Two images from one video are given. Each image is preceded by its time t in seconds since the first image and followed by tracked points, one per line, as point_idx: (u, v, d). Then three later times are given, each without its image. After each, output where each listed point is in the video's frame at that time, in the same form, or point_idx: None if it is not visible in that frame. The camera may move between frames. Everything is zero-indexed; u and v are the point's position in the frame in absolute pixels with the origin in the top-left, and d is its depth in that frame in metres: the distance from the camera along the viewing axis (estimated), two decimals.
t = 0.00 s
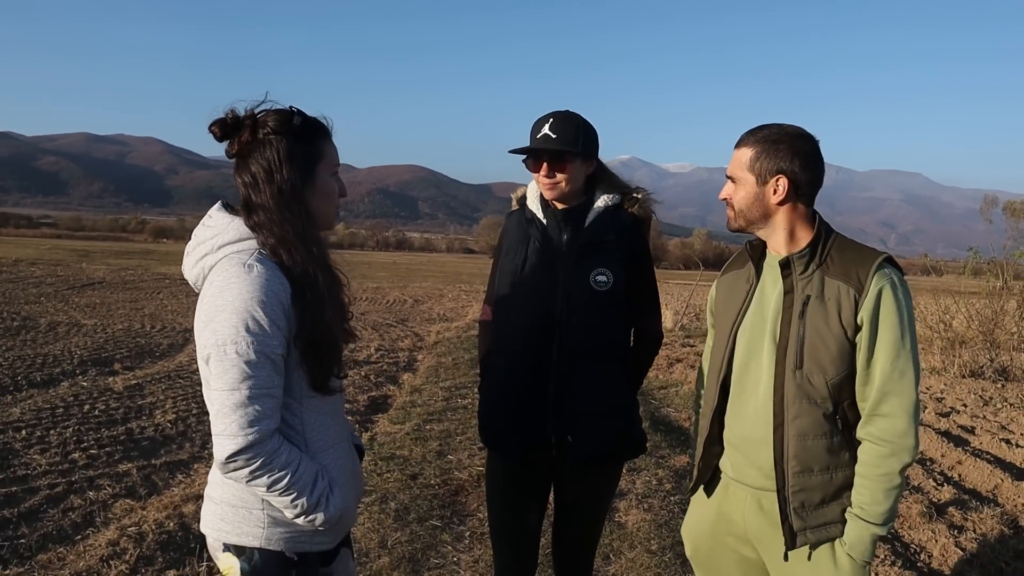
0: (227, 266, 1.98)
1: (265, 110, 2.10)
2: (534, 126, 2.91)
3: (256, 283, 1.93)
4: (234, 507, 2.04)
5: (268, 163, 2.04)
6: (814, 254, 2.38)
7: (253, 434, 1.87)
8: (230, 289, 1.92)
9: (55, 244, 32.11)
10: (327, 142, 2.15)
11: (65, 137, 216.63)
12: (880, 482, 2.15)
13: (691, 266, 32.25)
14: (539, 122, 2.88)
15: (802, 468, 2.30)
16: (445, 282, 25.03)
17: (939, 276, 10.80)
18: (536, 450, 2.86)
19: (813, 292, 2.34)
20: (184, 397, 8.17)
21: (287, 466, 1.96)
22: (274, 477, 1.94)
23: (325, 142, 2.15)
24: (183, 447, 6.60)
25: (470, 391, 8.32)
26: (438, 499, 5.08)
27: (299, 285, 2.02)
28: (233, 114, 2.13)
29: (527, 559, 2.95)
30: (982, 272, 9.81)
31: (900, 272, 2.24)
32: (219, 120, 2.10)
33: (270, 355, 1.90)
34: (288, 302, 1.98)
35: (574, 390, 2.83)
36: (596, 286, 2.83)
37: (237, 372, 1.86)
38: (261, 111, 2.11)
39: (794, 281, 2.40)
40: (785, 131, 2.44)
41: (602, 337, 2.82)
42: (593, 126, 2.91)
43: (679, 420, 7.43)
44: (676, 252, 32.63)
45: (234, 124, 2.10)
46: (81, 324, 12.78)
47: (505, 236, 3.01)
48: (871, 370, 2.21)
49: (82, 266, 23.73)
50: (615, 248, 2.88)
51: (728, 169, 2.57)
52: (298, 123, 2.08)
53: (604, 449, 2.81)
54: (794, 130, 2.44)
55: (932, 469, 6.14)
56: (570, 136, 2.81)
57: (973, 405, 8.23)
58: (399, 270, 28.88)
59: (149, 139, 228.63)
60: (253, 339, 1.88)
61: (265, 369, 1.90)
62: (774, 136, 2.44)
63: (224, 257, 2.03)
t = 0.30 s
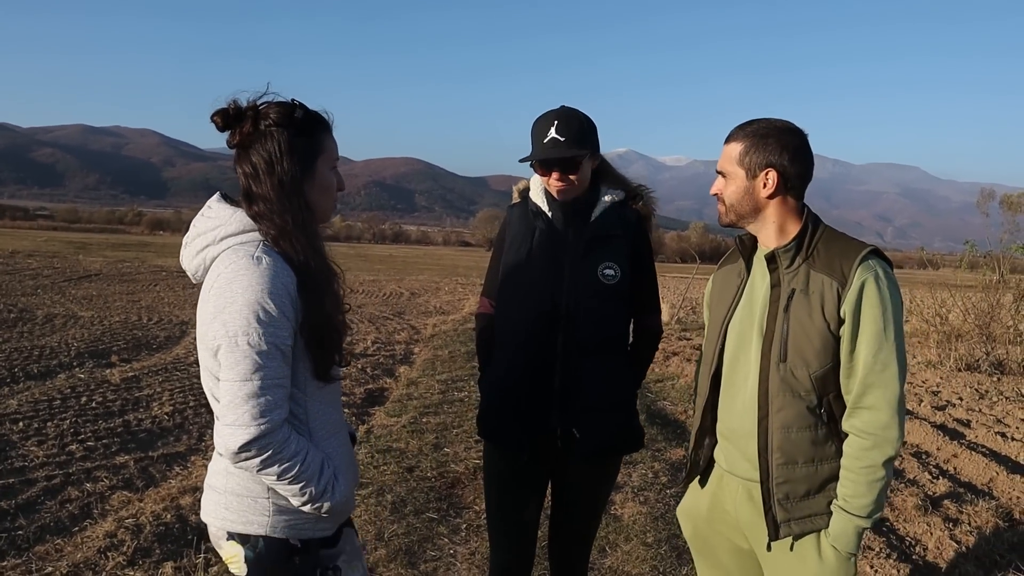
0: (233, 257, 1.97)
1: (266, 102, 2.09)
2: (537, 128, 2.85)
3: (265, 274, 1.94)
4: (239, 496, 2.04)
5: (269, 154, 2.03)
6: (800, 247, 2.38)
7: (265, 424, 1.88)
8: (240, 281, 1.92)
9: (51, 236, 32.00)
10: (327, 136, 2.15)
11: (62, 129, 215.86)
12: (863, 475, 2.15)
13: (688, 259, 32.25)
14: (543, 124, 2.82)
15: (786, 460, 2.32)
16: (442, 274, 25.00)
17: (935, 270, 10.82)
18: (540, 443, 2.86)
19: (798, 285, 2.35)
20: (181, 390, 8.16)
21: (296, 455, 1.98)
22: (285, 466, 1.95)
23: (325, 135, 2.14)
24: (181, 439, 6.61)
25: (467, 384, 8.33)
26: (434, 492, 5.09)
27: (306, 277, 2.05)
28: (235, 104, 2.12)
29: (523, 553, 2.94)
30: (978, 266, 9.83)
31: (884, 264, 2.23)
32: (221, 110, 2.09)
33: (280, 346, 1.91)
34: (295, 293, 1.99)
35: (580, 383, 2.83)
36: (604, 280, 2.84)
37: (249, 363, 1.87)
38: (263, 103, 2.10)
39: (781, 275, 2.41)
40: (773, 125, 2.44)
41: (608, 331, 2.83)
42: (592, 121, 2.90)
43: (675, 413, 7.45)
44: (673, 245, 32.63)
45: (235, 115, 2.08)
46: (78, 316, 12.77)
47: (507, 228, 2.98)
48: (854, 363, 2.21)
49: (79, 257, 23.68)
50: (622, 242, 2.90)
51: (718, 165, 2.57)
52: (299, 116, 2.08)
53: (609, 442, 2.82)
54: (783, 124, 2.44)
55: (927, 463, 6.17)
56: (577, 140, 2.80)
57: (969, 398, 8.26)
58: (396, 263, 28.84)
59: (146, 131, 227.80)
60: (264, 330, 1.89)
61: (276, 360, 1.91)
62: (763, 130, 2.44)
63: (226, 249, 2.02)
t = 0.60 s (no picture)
0: (229, 256, 1.98)
1: (269, 101, 2.09)
2: (545, 121, 2.85)
3: (256, 275, 1.93)
4: (237, 491, 2.05)
5: (268, 154, 2.03)
6: (790, 248, 2.40)
7: (253, 423, 1.88)
8: (231, 280, 1.93)
9: (43, 234, 31.83)
10: (329, 135, 2.14)
11: (54, 126, 214.62)
12: (857, 472, 2.16)
13: (682, 259, 32.29)
14: (552, 118, 2.83)
15: (780, 458, 2.32)
16: (437, 274, 24.96)
17: (927, 270, 10.88)
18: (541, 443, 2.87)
19: (789, 286, 2.35)
20: (174, 389, 8.14)
21: (287, 453, 1.97)
22: (275, 464, 1.95)
23: (327, 135, 2.14)
24: (174, 438, 6.59)
25: (461, 383, 8.33)
26: (428, 491, 5.09)
27: (301, 275, 2.03)
28: (240, 103, 2.12)
29: (520, 552, 2.94)
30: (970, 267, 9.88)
31: (874, 264, 2.25)
32: (225, 109, 2.10)
33: (269, 345, 1.91)
34: (288, 293, 1.99)
35: (580, 384, 2.84)
36: (604, 281, 2.85)
37: (238, 362, 1.87)
38: (266, 102, 2.10)
39: (772, 275, 2.42)
40: (758, 128, 2.46)
41: (609, 331, 2.84)
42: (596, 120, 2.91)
43: (669, 413, 7.47)
44: (668, 245, 32.69)
45: (238, 114, 2.09)
46: (70, 315, 12.71)
47: (505, 228, 2.98)
48: (846, 362, 2.23)
49: (71, 256, 23.57)
50: (622, 244, 2.91)
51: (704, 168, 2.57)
52: (300, 116, 2.07)
53: (609, 443, 2.83)
54: (768, 127, 2.45)
55: (919, 462, 6.20)
56: (585, 135, 2.80)
57: (961, 398, 8.30)
58: (390, 262, 28.80)
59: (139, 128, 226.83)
60: (254, 329, 1.88)
61: (266, 358, 1.91)
62: (749, 134, 2.45)
63: (226, 247, 2.02)
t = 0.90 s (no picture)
0: (241, 255, 2.09)
1: (279, 104, 2.18)
2: (550, 118, 2.84)
3: (261, 272, 2.02)
4: (251, 483, 2.14)
5: (279, 158, 2.13)
6: (790, 248, 2.39)
7: (257, 414, 1.96)
8: (239, 278, 2.03)
9: (39, 233, 31.76)
10: (339, 134, 2.21)
11: (50, 125, 214.11)
12: (855, 473, 2.17)
13: (679, 260, 32.29)
14: (559, 116, 2.82)
15: (779, 458, 2.33)
16: (434, 274, 24.93)
17: (923, 271, 10.90)
18: (534, 444, 2.86)
19: (789, 286, 2.35)
20: (170, 389, 8.12)
21: (291, 447, 2.03)
22: (279, 456, 2.01)
23: (338, 134, 2.21)
24: (169, 438, 6.58)
25: (458, 384, 8.33)
26: (425, 491, 5.08)
27: (308, 272, 2.11)
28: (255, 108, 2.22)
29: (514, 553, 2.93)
30: (966, 267, 9.90)
31: (874, 266, 2.26)
32: (241, 114, 2.21)
33: (273, 340, 1.99)
34: (293, 290, 2.06)
35: (574, 386, 2.84)
36: (597, 282, 2.84)
37: (242, 355, 1.96)
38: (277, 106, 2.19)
39: (772, 276, 2.42)
40: (755, 128, 2.46)
41: (603, 331, 2.84)
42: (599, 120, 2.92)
43: (666, 413, 7.47)
44: (665, 246, 32.70)
45: (252, 118, 2.19)
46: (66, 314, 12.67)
47: (501, 229, 2.98)
48: (846, 363, 2.23)
49: (67, 255, 23.49)
50: (616, 245, 2.90)
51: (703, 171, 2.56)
52: (308, 117, 2.15)
53: (603, 445, 2.82)
54: (765, 127, 2.45)
55: (915, 463, 6.22)
56: (590, 134, 2.80)
57: (957, 399, 8.32)
58: (387, 262, 28.78)
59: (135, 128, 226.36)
60: (259, 324, 1.98)
61: (272, 353, 1.99)
62: (746, 135, 2.45)
63: (242, 245, 2.13)
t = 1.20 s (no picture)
0: (248, 254, 2.12)
1: (295, 108, 2.21)
2: (551, 116, 2.84)
3: (265, 269, 2.04)
4: (262, 478, 2.16)
5: (290, 160, 2.15)
6: (796, 249, 2.37)
7: (260, 409, 1.98)
8: (244, 275, 2.05)
9: (43, 233, 31.82)
10: (351, 138, 2.22)
11: (55, 126, 214.75)
12: (861, 473, 2.16)
13: (682, 260, 32.25)
14: (559, 114, 2.82)
15: (784, 459, 2.32)
16: (438, 274, 24.94)
17: (927, 271, 10.86)
18: (533, 448, 2.86)
19: (795, 287, 2.35)
20: (174, 389, 8.14)
21: (295, 443, 2.04)
22: (282, 452, 2.03)
23: (349, 138, 2.21)
24: (173, 438, 6.59)
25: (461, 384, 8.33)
26: (428, 491, 5.09)
27: (313, 271, 2.12)
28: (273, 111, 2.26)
29: (514, 554, 2.93)
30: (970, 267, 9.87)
31: (879, 268, 2.26)
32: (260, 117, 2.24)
33: (276, 336, 2.00)
34: (296, 287, 2.08)
35: (573, 388, 2.84)
36: (596, 284, 2.83)
37: (245, 351, 1.98)
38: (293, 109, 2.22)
39: (777, 276, 2.40)
40: (759, 128, 2.41)
41: (602, 332, 2.83)
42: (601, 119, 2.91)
43: (669, 413, 7.47)
44: (668, 245, 32.66)
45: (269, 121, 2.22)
46: (71, 314, 12.71)
47: (499, 230, 2.98)
48: (851, 363, 2.23)
49: (71, 255, 23.55)
50: (615, 246, 2.88)
51: (721, 177, 2.43)
52: (320, 121, 2.17)
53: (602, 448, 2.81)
54: (767, 126, 2.42)
55: (919, 463, 6.20)
56: (591, 133, 2.79)
57: (961, 399, 8.29)
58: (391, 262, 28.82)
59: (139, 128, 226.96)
60: (261, 321, 1.99)
61: (275, 349, 2.00)
62: (760, 137, 2.38)
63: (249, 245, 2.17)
